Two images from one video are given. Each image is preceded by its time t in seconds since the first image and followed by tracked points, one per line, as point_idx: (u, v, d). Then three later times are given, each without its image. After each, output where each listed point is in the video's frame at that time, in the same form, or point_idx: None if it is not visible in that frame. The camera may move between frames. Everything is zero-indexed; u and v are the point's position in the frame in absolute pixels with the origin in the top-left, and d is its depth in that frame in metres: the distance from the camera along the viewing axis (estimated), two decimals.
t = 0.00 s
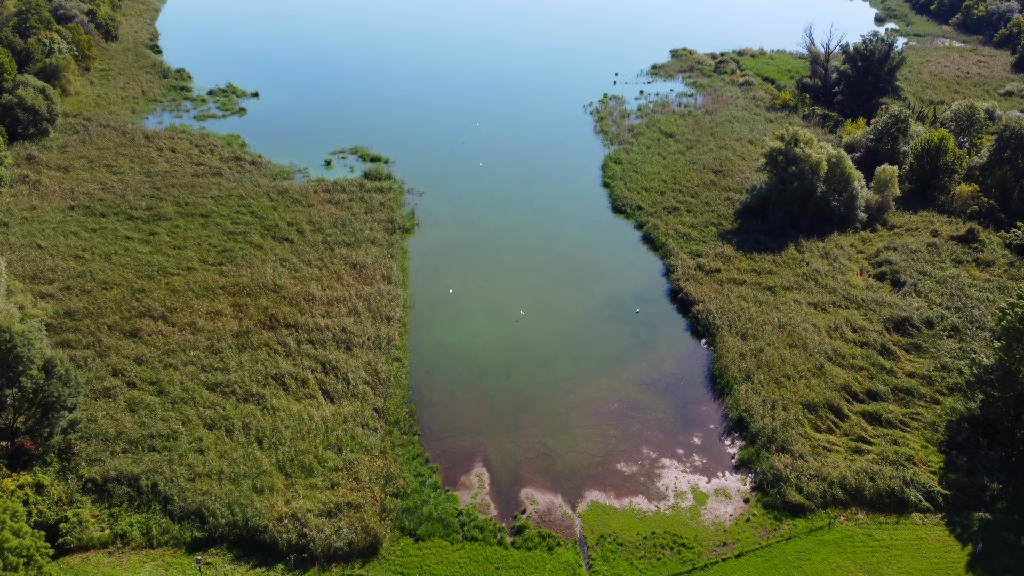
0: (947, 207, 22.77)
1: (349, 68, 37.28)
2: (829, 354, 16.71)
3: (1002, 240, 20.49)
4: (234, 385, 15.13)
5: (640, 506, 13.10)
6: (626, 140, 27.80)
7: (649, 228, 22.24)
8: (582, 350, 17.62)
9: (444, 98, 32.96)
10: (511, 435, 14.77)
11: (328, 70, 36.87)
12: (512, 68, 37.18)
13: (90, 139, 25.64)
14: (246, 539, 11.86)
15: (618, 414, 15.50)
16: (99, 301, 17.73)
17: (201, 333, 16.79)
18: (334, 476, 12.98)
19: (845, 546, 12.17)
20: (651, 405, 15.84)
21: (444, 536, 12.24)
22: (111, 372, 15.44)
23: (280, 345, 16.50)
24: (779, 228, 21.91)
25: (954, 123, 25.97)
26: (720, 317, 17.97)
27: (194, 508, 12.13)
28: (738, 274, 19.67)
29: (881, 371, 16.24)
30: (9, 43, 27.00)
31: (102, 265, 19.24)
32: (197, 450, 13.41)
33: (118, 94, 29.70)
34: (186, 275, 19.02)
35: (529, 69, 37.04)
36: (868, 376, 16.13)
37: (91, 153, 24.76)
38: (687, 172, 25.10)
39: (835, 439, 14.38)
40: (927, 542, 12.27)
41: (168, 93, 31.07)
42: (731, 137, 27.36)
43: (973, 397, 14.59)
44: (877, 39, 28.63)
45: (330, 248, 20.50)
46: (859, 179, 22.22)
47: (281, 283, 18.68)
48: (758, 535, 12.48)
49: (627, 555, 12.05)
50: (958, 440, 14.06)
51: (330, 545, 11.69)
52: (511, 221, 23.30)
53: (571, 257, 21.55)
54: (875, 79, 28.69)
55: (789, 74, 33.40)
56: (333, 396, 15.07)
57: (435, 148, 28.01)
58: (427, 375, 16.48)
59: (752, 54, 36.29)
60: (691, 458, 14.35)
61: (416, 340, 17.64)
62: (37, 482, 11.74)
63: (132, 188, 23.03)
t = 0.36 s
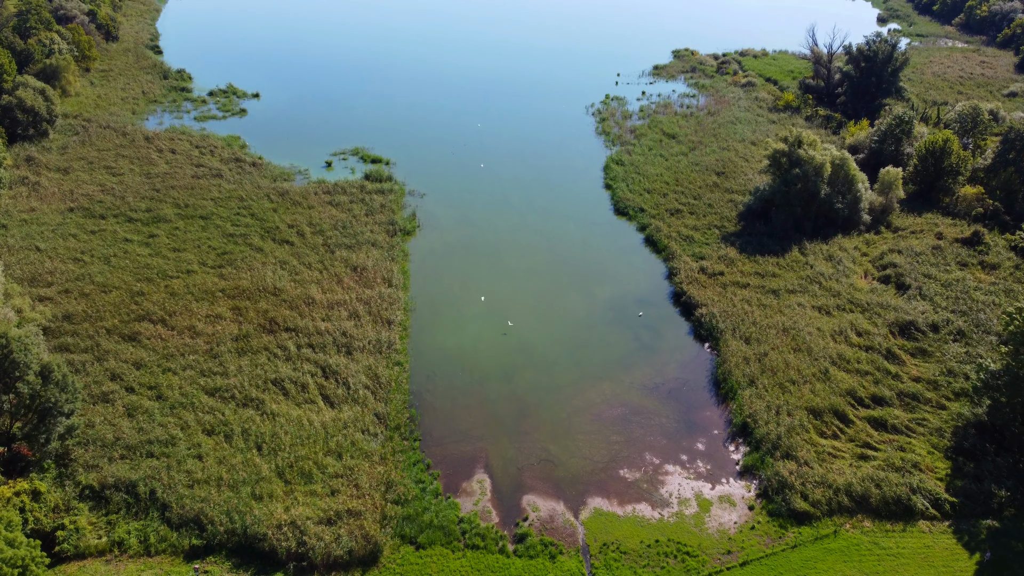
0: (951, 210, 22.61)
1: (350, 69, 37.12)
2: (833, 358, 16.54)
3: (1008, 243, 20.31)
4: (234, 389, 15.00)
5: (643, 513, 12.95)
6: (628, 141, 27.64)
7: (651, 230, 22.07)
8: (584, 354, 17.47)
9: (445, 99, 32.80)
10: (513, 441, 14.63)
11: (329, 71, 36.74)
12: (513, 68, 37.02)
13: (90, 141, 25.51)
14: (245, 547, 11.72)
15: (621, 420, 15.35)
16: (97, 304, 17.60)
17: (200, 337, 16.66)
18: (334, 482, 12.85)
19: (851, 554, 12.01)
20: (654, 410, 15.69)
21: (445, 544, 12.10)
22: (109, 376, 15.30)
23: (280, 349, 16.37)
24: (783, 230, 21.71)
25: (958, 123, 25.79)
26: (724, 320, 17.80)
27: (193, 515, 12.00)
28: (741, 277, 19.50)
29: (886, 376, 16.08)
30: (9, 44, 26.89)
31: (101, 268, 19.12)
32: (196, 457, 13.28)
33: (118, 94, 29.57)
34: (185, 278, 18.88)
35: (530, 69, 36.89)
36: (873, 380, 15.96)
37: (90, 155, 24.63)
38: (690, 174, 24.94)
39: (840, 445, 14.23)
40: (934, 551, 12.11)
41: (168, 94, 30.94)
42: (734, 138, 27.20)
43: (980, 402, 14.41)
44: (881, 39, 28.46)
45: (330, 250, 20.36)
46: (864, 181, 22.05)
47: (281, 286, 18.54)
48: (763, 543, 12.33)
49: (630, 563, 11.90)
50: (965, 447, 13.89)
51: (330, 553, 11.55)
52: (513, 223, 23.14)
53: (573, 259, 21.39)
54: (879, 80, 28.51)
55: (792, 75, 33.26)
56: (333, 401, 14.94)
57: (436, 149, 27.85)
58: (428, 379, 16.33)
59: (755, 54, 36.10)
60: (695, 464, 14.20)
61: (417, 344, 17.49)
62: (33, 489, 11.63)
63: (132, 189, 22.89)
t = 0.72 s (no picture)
0: (956, 212, 22.36)
1: (350, 69, 36.89)
2: (838, 364, 16.36)
3: (1014, 246, 20.09)
4: (232, 396, 14.85)
5: (647, 523, 12.76)
6: (630, 142, 27.40)
7: (653, 233, 21.85)
8: (587, 359, 17.29)
9: (446, 99, 32.59)
10: (515, 448, 14.45)
11: (329, 71, 36.54)
12: (514, 69, 36.82)
13: (88, 142, 25.33)
14: (242, 558, 11.52)
15: (624, 427, 15.18)
16: (94, 309, 17.43)
17: (198, 342, 16.50)
18: (333, 492, 12.69)
19: (859, 566, 11.80)
20: (658, 417, 15.52)
21: (446, 555, 11.91)
22: (105, 383, 15.13)
23: (278, 355, 16.20)
24: (787, 233, 21.49)
25: (963, 125, 25.55)
26: (728, 325, 17.62)
27: (189, 525, 11.82)
28: (745, 281, 19.30)
29: (892, 382, 15.88)
30: (8, 45, 26.74)
31: (98, 271, 18.94)
32: (193, 465, 13.12)
33: (117, 95, 29.36)
34: (183, 282, 18.69)
35: (531, 70, 36.68)
36: (879, 387, 15.76)
37: (89, 157, 24.44)
38: (692, 176, 24.72)
39: (846, 453, 14.03)
40: (943, 562, 11.91)
41: (168, 95, 30.74)
42: (736, 139, 26.99)
43: (988, 409, 14.21)
44: (884, 40, 28.27)
45: (330, 254, 20.17)
46: (868, 184, 21.84)
47: (281, 290, 18.36)
48: (769, 554, 12.14)
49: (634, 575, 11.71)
50: (973, 455, 13.68)
51: (328, 564, 11.35)
52: (514, 225, 22.94)
53: (575, 262, 21.18)
54: (882, 80, 28.31)
55: (794, 76, 33.02)
56: (332, 408, 14.78)
57: (437, 150, 27.63)
58: (429, 385, 16.16)
59: (757, 55, 35.86)
60: (699, 473, 14.01)
61: (418, 349, 17.32)
62: (27, 499, 11.36)
63: (130, 192, 22.70)
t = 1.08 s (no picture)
0: (962, 216, 22.02)
1: (350, 70, 36.56)
2: (844, 371, 16.13)
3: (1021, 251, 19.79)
4: (229, 405, 14.65)
5: (652, 536, 12.52)
6: (632, 144, 27.05)
7: (656, 236, 21.56)
8: (589, 366, 17.04)
9: (446, 100, 32.29)
10: (516, 458, 14.23)
11: (328, 71, 36.26)
12: (515, 69, 36.49)
13: (86, 144, 25.02)
14: (239, 572, 11.28)
15: (627, 436, 14.94)
16: (90, 314, 17.23)
17: (195, 348, 16.30)
18: (332, 503, 12.47)
19: None
20: (661, 425, 15.29)
21: (446, 568, 11.68)
22: (101, 391, 14.93)
23: (277, 362, 16.01)
24: (791, 237, 21.13)
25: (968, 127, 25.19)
26: (732, 332, 17.39)
27: (185, 539, 11.58)
28: (749, 286, 19.05)
29: (900, 391, 15.63)
30: (6, 47, 26.48)
31: (95, 276, 18.73)
32: (189, 476, 12.92)
33: (115, 96, 29.03)
34: (181, 287, 18.47)
35: (532, 71, 36.35)
36: (887, 395, 15.53)
37: (87, 160, 24.15)
38: (695, 178, 24.33)
39: (854, 463, 13.80)
40: None
41: (168, 97, 30.38)
42: (739, 141, 26.52)
43: (998, 418, 13.96)
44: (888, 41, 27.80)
45: (329, 258, 19.90)
46: (874, 187, 21.51)
47: (279, 295, 18.14)
48: (776, 568, 11.91)
49: None
50: (983, 465, 13.43)
51: None
52: (515, 228, 22.65)
53: (577, 266, 20.89)
54: (887, 81, 27.82)
55: (797, 77, 32.53)
56: (331, 417, 14.58)
57: (437, 152, 27.33)
58: (429, 393, 15.93)
59: (760, 55, 35.41)
60: (704, 483, 13.78)
61: (418, 355, 17.08)
62: (19, 511, 11.34)
63: (128, 195, 22.44)
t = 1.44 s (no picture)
0: (969, 220, 21.47)
1: (350, 71, 36.11)
2: (852, 380, 15.84)
3: None
4: (225, 415, 14.39)
5: (657, 551, 12.25)
6: (634, 147, 26.37)
7: (660, 241, 21.11)
8: (592, 374, 16.78)
9: (446, 101, 31.92)
10: (518, 469, 13.99)
11: (327, 72, 35.92)
12: (515, 70, 36.09)
13: (84, 147, 24.26)
14: None
15: (631, 446, 14.68)
16: (85, 322, 16.95)
17: (191, 356, 16.03)
18: (329, 517, 12.22)
19: None
20: (666, 435, 15.03)
21: None
22: (95, 401, 14.67)
23: (274, 370, 15.74)
24: (796, 241, 20.70)
25: (974, 130, 24.65)
26: (737, 339, 17.11)
27: (179, 555, 11.33)
28: (754, 292, 18.75)
29: (909, 400, 15.35)
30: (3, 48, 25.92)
31: (90, 282, 18.40)
32: (184, 488, 12.67)
33: (113, 97, 28.30)
34: (177, 293, 18.17)
35: (532, 72, 35.95)
36: (895, 405, 15.24)
37: (84, 162, 23.45)
38: (698, 181, 23.73)
39: (862, 475, 13.54)
40: None
41: (166, 99, 29.52)
42: (742, 144, 25.69)
43: (1009, 429, 13.66)
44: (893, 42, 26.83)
45: (328, 263, 19.51)
46: (879, 192, 21.07)
47: (276, 301, 17.85)
48: None
49: None
50: (994, 477, 13.13)
51: None
52: (516, 232, 22.32)
53: (578, 271, 20.58)
54: (890, 84, 26.83)
55: (800, 78, 31.66)
56: (329, 427, 14.33)
57: (437, 154, 26.98)
58: (429, 403, 15.68)
59: (762, 57, 34.70)
60: (710, 496, 13.51)
61: (418, 364, 16.82)
62: (10, 527, 10.96)
63: (125, 199, 21.79)
